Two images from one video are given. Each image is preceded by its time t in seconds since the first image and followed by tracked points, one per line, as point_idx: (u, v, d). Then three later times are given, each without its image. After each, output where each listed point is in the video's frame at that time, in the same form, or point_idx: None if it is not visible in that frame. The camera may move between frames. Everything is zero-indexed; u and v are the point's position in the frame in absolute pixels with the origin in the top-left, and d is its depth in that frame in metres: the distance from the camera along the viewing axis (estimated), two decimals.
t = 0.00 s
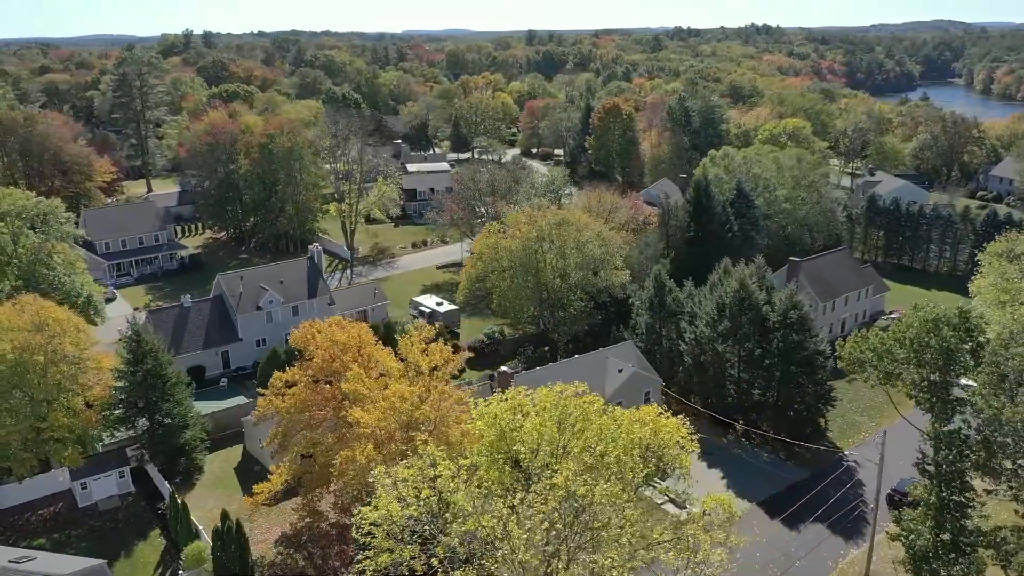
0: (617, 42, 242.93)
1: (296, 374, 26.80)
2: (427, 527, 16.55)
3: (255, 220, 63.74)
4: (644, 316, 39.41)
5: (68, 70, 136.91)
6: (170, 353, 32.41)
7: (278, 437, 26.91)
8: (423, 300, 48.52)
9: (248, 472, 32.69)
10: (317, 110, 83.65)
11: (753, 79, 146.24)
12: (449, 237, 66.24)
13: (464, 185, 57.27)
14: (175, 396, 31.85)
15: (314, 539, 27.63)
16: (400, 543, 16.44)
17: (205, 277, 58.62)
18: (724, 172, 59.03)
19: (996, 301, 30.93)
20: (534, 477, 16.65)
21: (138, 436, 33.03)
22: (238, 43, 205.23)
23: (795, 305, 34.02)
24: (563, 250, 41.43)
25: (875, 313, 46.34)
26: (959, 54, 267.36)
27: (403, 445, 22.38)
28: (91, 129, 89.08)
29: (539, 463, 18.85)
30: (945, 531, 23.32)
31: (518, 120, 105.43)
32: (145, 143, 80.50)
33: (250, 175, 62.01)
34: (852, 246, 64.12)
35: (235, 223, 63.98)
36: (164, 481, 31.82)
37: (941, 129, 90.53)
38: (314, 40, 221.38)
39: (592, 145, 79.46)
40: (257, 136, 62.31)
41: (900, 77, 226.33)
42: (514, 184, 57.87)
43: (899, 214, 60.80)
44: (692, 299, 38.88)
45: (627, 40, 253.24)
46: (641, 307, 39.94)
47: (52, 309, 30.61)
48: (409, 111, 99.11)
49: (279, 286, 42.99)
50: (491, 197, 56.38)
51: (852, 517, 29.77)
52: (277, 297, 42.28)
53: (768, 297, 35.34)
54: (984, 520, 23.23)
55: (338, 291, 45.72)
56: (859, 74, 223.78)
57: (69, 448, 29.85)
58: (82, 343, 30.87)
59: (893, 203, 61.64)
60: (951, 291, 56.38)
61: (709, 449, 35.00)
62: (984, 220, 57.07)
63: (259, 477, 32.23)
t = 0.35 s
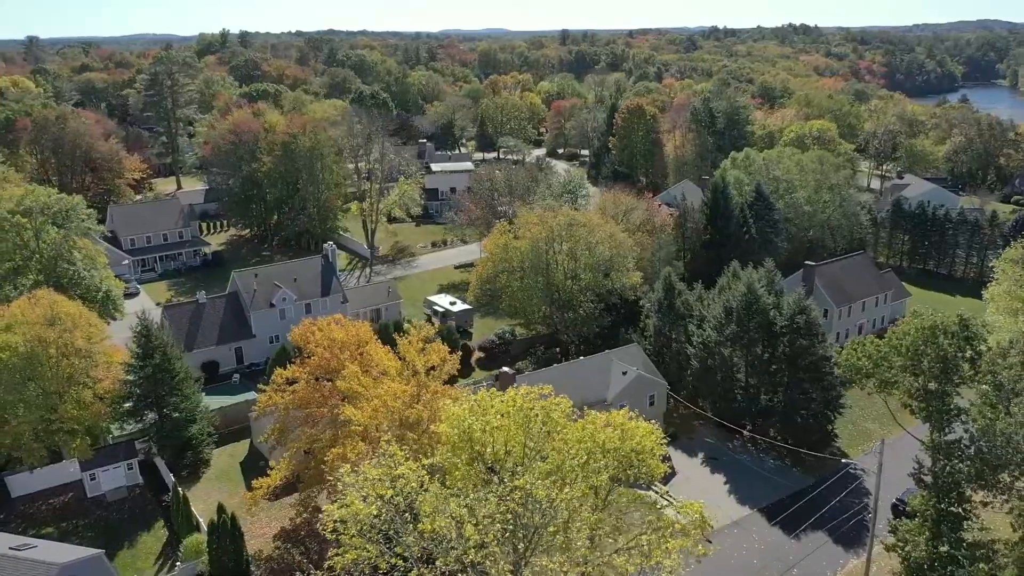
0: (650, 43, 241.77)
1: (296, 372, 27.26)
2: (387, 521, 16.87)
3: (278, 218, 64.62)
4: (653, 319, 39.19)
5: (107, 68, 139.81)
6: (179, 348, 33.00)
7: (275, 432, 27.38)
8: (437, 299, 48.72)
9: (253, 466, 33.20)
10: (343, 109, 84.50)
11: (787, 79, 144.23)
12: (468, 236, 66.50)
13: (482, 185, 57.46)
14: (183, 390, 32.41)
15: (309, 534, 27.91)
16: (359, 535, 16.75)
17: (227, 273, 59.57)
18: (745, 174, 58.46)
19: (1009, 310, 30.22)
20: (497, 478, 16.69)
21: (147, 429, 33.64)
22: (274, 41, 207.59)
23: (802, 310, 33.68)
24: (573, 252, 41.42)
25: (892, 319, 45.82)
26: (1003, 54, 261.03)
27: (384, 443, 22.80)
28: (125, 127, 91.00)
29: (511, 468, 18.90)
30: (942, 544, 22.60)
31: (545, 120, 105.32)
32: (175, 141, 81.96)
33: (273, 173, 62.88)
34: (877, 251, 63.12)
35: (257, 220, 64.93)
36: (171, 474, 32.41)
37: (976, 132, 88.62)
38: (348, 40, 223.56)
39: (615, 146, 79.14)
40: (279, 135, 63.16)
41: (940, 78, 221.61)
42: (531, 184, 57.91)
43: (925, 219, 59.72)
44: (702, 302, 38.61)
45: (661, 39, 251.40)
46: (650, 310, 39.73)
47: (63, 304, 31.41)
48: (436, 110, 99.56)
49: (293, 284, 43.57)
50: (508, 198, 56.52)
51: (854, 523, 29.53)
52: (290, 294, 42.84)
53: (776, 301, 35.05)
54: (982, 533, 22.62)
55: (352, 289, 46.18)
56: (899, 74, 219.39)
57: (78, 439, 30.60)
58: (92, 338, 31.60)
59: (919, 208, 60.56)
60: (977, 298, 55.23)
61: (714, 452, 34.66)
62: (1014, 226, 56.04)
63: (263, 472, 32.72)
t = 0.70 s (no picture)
0: (683, 42, 239.50)
1: (295, 368, 27.67)
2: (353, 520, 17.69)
3: (298, 216, 65.41)
4: (660, 321, 38.95)
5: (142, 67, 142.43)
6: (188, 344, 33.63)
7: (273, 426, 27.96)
8: (450, 298, 48.87)
9: (258, 461, 33.68)
10: (367, 108, 85.21)
11: (820, 79, 142.15)
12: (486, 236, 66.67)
13: (498, 184, 57.62)
14: (191, 386, 32.98)
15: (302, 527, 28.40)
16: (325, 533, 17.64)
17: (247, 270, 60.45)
18: (764, 176, 57.88)
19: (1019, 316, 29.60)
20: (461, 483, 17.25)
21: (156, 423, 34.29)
22: (308, 41, 209.64)
23: (808, 314, 33.24)
24: (582, 253, 41.40)
25: (909, 325, 45.06)
26: None
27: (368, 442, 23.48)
28: (155, 125, 92.63)
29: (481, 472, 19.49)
30: (936, 554, 22.08)
31: (570, 120, 105.11)
32: (202, 138, 83.28)
33: (293, 171, 63.71)
34: (901, 255, 62.15)
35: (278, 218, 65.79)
36: (178, 466, 33.04)
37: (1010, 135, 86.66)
38: (380, 39, 224.65)
39: (637, 146, 78.74)
40: (300, 134, 63.98)
41: (981, 78, 216.77)
42: (548, 184, 57.95)
43: (949, 222, 58.59)
44: (710, 306, 38.33)
45: (694, 39, 249.35)
46: (658, 312, 39.50)
47: (75, 299, 32.16)
48: (461, 109, 99.87)
49: (305, 282, 44.09)
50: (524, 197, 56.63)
51: (851, 527, 29.29)
52: (303, 292, 43.38)
53: (783, 305, 34.65)
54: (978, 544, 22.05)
55: (365, 288, 46.60)
56: (938, 75, 214.99)
57: (87, 431, 31.43)
58: (102, 333, 32.37)
59: (943, 211, 59.43)
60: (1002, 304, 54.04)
61: (717, 457, 34.46)
62: None
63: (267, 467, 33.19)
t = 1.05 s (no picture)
0: (714, 42, 237.58)
1: (289, 365, 27.86)
2: (319, 513, 18.93)
3: (316, 214, 66.11)
4: (664, 323, 38.67)
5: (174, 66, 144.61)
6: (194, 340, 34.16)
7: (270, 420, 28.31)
8: (461, 298, 49.02)
9: (259, 457, 34.14)
10: (389, 108, 85.84)
11: (851, 79, 140.12)
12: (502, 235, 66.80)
13: (512, 185, 57.79)
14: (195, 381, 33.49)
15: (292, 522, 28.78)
16: (296, 525, 19.05)
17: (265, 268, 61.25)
18: (780, 178, 57.37)
19: None
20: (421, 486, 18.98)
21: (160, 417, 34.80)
22: (338, 41, 211.14)
23: (812, 318, 33.20)
24: (589, 254, 41.39)
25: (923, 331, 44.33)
26: None
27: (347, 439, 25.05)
28: (182, 124, 94.13)
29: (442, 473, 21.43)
30: (925, 564, 21.62)
31: (593, 120, 104.85)
32: (227, 137, 84.39)
33: (311, 170, 64.44)
34: (921, 259, 61.21)
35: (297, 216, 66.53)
36: (181, 460, 33.54)
37: None
38: (410, 39, 225.58)
39: (657, 147, 78.39)
40: (318, 133, 64.69)
41: (1020, 79, 212.17)
42: (562, 185, 58.00)
43: (972, 226, 57.49)
44: (713, 309, 38.09)
45: (725, 39, 247.29)
46: (663, 314, 39.28)
47: (83, 293, 32.82)
48: (484, 110, 100.14)
49: (316, 280, 44.60)
50: (537, 198, 56.76)
51: (844, 533, 29.03)
52: (313, 290, 43.88)
53: (786, 309, 34.42)
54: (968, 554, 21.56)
55: (375, 286, 46.99)
56: (976, 76, 210.55)
57: (92, 423, 32.16)
58: (109, 327, 33.03)
59: (966, 215, 58.32)
60: None
61: (717, 461, 34.24)
62: None
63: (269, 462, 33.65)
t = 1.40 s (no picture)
0: (742, 42, 235.81)
1: (289, 361, 28.35)
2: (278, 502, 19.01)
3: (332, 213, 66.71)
4: (667, 325, 38.43)
5: (202, 66, 146.42)
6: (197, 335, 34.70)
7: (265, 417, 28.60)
8: (469, 297, 49.16)
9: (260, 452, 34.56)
10: (408, 107, 86.31)
11: (879, 80, 138.21)
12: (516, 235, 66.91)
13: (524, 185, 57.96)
14: (197, 376, 34.00)
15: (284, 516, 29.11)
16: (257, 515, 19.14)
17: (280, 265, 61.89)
18: (794, 180, 56.85)
19: None
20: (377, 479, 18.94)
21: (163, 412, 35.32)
22: (365, 41, 212.42)
23: (812, 322, 33.21)
24: (593, 255, 41.38)
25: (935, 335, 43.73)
26: None
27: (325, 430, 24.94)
28: (206, 123, 95.39)
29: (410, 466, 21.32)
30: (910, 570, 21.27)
31: (613, 120, 104.58)
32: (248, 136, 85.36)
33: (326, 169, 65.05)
34: (940, 263, 60.31)
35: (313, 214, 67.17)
36: (183, 454, 34.01)
37: None
38: (437, 38, 226.34)
39: (675, 147, 77.99)
40: (334, 132, 65.33)
41: None
42: (574, 185, 58.00)
43: (991, 230, 56.54)
44: (715, 311, 37.85)
45: (753, 38, 245.15)
46: (665, 316, 39.08)
47: (91, 288, 33.52)
48: (504, 109, 100.31)
49: (323, 277, 45.04)
50: (549, 198, 56.88)
51: (833, 538, 28.64)
52: (319, 287, 44.34)
53: (787, 312, 34.26)
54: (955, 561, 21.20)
55: (383, 284, 47.31)
56: (1010, 76, 206.45)
57: (96, 416, 32.77)
58: (114, 322, 33.69)
59: (986, 218, 57.35)
60: None
61: (715, 463, 34.00)
62: None
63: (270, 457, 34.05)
